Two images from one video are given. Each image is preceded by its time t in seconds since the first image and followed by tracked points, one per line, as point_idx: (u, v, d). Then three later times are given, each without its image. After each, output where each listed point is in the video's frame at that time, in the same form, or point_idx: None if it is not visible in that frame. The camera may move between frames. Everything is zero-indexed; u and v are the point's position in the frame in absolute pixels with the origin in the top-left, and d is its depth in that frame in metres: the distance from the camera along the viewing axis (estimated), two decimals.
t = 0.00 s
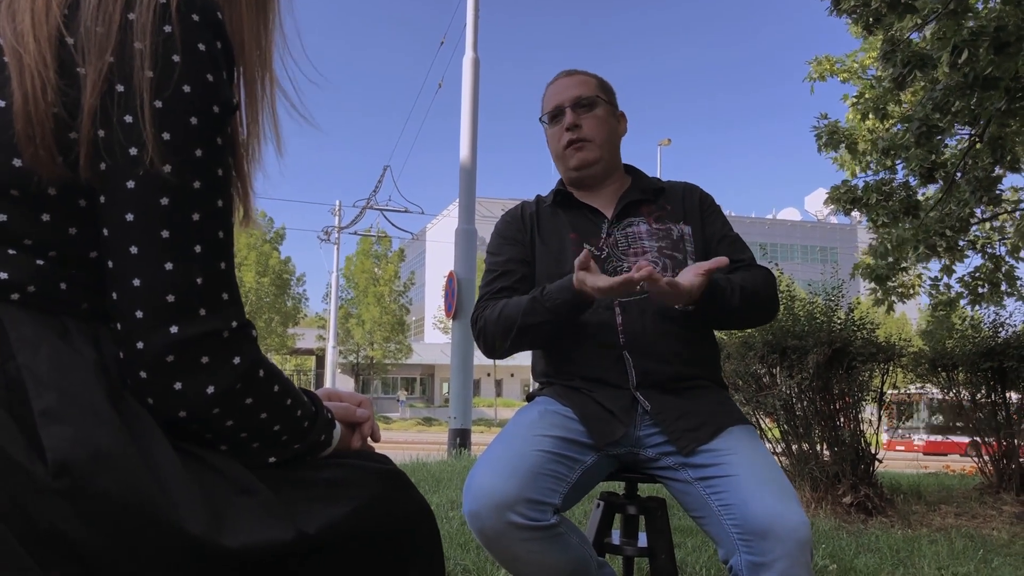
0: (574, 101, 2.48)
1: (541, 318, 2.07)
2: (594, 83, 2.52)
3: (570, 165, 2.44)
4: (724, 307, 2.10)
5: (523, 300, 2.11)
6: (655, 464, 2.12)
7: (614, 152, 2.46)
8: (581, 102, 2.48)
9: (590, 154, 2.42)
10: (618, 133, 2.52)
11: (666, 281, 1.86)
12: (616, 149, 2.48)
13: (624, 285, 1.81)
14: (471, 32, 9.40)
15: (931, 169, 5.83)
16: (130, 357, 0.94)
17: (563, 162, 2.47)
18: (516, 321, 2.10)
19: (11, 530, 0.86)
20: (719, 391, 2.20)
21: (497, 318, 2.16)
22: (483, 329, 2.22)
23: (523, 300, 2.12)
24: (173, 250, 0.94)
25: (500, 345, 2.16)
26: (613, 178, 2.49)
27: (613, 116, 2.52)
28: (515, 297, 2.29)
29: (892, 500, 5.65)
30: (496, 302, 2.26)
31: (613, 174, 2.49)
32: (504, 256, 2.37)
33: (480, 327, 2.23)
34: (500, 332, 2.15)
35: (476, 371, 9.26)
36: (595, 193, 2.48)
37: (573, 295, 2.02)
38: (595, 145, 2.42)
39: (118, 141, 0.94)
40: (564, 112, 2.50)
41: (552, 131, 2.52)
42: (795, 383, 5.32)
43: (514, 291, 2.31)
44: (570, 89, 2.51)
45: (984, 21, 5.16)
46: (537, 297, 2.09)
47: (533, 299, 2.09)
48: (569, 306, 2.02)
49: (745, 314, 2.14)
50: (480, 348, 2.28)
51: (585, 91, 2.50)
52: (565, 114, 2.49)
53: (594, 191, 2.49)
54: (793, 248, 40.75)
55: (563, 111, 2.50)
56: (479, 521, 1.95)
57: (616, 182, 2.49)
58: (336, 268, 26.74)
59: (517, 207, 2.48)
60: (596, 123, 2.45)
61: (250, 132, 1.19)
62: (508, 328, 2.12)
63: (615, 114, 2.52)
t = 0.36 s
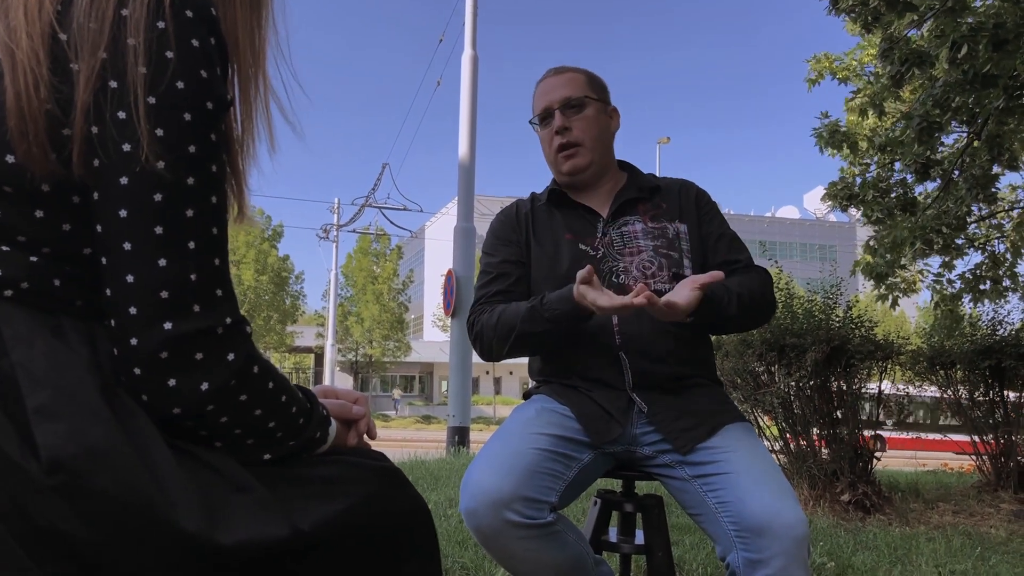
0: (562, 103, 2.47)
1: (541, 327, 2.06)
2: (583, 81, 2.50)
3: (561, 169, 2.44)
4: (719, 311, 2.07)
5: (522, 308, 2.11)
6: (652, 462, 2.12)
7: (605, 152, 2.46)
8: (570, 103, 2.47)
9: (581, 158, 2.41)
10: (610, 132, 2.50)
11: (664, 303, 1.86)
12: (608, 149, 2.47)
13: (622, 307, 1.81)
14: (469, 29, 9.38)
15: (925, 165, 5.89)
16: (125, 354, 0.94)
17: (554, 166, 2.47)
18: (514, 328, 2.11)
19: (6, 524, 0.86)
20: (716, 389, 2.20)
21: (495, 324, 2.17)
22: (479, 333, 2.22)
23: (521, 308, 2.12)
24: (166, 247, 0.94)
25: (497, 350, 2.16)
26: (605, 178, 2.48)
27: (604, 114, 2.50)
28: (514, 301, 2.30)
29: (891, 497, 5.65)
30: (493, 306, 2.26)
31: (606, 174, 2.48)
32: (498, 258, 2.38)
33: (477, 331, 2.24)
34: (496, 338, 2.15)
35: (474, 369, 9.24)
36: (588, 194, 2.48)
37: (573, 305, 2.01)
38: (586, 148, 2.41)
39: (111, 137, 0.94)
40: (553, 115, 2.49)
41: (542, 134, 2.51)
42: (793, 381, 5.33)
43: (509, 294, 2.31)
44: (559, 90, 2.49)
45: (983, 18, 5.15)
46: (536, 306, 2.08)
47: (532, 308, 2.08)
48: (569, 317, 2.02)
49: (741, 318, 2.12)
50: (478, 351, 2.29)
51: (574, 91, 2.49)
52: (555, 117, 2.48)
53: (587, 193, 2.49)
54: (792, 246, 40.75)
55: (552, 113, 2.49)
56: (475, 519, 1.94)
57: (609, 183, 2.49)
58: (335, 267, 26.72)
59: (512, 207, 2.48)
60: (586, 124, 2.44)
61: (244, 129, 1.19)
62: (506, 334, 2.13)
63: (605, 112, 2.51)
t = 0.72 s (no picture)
0: (561, 101, 2.47)
1: (540, 327, 2.06)
2: (581, 79, 2.50)
3: (559, 168, 2.44)
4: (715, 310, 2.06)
5: (521, 307, 2.11)
6: (650, 460, 2.12)
7: (603, 150, 2.45)
8: (569, 102, 2.46)
9: (579, 157, 2.41)
10: (608, 130, 2.50)
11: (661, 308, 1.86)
12: (606, 148, 2.47)
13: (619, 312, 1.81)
14: (468, 27, 9.37)
15: (925, 163, 5.90)
16: (122, 351, 0.93)
17: (552, 165, 2.47)
18: (513, 328, 2.11)
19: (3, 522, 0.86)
20: (713, 387, 2.20)
21: (494, 322, 2.17)
22: (478, 331, 2.22)
23: (521, 307, 2.12)
24: (163, 244, 0.94)
25: (495, 348, 2.16)
26: (603, 176, 2.48)
27: (602, 113, 2.50)
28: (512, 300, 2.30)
29: (889, 495, 5.66)
30: (491, 305, 2.26)
31: (604, 173, 2.48)
32: (497, 255, 2.38)
33: (476, 330, 2.23)
34: (494, 337, 2.15)
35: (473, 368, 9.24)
36: (585, 193, 2.48)
37: (572, 306, 2.01)
38: (584, 147, 2.41)
39: (108, 134, 0.94)
40: (552, 113, 2.48)
41: (541, 132, 2.51)
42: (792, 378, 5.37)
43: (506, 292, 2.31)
44: (557, 88, 2.49)
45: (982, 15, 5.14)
46: (535, 306, 2.08)
47: (531, 307, 2.08)
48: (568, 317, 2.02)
49: (738, 317, 2.12)
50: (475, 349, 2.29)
51: (572, 89, 2.48)
52: (553, 115, 2.47)
53: (585, 191, 2.49)
54: (792, 245, 40.77)
55: (551, 111, 2.48)
56: (472, 517, 1.95)
57: (607, 181, 2.49)
58: (335, 265, 26.72)
59: (510, 203, 2.48)
60: (584, 123, 2.44)
61: (241, 126, 1.19)
62: (505, 333, 2.13)
63: (603, 110, 2.50)
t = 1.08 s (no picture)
0: (568, 96, 2.46)
1: (542, 322, 2.06)
2: (588, 75, 2.50)
3: (564, 163, 2.43)
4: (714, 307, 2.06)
5: (523, 302, 2.11)
6: (650, 456, 2.12)
7: (608, 146, 2.45)
8: (575, 97, 2.46)
9: (585, 152, 2.40)
10: (613, 126, 2.50)
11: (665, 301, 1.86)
12: (611, 143, 2.46)
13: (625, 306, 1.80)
14: (468, 24, 9.36)
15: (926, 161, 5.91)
16: (121, 343, 0.93)
17: (557, 158, 2.46)
18: (515, 323, 2.10)
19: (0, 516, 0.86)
20: (714, 382, 2.20)
21: (496, 318, 2.16)
22: (480, 327, 2.22)
23: (523, 302, 2.11)
24: (162, 236, 0.93)
25: (497, 343, 2.16)
26: (607, 171, 2.47)
27: (607, 109, 2.50)
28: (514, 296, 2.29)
29: (889, 492, 5.67)
30: (492, 300, 2.25)
31: (608, 168, 2.47)
32: (498, 251, 2.37)
33: (477, 325, 2.23)
34: (497, 332, 2.15)
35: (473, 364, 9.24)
36: (589, 189, 2.48)
37: (574, 299, 2.02)
38: (590, 142, 2.41)
39: (107, 125, 0.93)
40: (558, 108, 2.48)
41: (547, 126, 2.50)
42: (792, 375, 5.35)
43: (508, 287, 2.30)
44: (563, 83, 2.49)
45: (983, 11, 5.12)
46: (538, 301, 2.08)
47: (534, 301, 2.08)
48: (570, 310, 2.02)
49: (740, 314, 2.11)
50: (477, 344, 2.29)
51: (578, 85, 2.48)
52: (559, 110, 2.47)
53: (588, 187, 2.48)
54: (791, 243, 40.77)
55: (557, 106, 2.48)
56: (473, 512, 1.94)
57: (611, 176, 2.48)
58: (334, 262, 26.70)
59: (512, 199, 2.46)
60: (590, 118, 2.44)
61: (240, 119, 1.18)
62: (507, 328, 2.12)
63: (608, 105, 2.50)
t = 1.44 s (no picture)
0: (624, 95, 2.42)
1: (540, 321, 2.06)
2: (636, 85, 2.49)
3: (596, 156, 2.37)
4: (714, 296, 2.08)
5: (520, 302, 2.11)
6: (650, 452, 2.13)
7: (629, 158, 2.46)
8: (630, 101, 2.43)
9: (618, 156, 2.38)
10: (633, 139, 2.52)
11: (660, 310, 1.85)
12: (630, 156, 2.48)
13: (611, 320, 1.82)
14: (468, 21, 9.35)
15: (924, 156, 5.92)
16: (120, 340, 0.93)
17: (590, 148, 2.38)
18: (512, 322, 2.10)
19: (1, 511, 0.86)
20: (714, 378, 2.20)
21: (494, 316, 2.16)
22: (478, 326, 2.21)
23: (520, 302, 2.11)
24: (163, 231, 0.93)
25: (495, 343, 2.16)
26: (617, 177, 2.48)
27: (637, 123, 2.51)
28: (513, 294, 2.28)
29: (888, 488, 5.68)
30: (490, 300, 2.25)
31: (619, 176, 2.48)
32: (496, 250, 2.37)
33: (476, 323, 2.23)
34: (495, 331, 2.15)
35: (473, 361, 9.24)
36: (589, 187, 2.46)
37: (570, 300, 2.01)
38: (626, 150, 2.40)
39: (108, 121, 0.93)
40: (611, 101, 2.41)
41: (593, 111, 2.40)
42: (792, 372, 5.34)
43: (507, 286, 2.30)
44: (624, 82, 2.43)
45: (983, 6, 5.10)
46: (535, 300, 2.08)
47: (531, 301, 2.08)
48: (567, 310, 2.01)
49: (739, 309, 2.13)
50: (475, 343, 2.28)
51: (633, 92, 2.45)
52: (613, 104, 2.40)
53: (590, 185, 2.46)
54: (791, 239, 40.75)
55: (611, 100, 2.41)
56: (473, 508, 1.95)
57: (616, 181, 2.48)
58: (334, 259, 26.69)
59: (508, 199, 2.46)
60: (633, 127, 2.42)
61: (241, 115, 1.18)
62: (505, 327, 2.12)
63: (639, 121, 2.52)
